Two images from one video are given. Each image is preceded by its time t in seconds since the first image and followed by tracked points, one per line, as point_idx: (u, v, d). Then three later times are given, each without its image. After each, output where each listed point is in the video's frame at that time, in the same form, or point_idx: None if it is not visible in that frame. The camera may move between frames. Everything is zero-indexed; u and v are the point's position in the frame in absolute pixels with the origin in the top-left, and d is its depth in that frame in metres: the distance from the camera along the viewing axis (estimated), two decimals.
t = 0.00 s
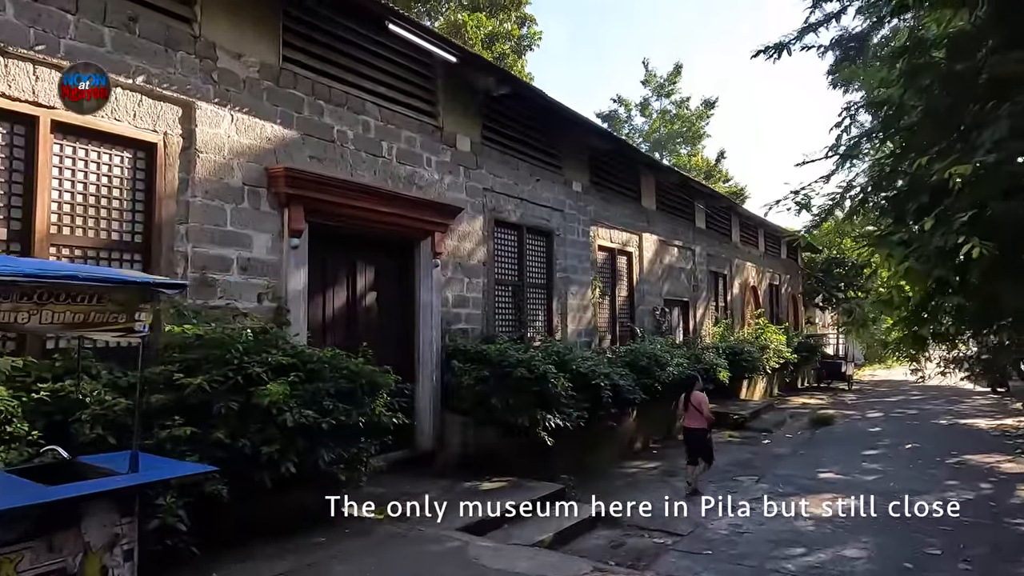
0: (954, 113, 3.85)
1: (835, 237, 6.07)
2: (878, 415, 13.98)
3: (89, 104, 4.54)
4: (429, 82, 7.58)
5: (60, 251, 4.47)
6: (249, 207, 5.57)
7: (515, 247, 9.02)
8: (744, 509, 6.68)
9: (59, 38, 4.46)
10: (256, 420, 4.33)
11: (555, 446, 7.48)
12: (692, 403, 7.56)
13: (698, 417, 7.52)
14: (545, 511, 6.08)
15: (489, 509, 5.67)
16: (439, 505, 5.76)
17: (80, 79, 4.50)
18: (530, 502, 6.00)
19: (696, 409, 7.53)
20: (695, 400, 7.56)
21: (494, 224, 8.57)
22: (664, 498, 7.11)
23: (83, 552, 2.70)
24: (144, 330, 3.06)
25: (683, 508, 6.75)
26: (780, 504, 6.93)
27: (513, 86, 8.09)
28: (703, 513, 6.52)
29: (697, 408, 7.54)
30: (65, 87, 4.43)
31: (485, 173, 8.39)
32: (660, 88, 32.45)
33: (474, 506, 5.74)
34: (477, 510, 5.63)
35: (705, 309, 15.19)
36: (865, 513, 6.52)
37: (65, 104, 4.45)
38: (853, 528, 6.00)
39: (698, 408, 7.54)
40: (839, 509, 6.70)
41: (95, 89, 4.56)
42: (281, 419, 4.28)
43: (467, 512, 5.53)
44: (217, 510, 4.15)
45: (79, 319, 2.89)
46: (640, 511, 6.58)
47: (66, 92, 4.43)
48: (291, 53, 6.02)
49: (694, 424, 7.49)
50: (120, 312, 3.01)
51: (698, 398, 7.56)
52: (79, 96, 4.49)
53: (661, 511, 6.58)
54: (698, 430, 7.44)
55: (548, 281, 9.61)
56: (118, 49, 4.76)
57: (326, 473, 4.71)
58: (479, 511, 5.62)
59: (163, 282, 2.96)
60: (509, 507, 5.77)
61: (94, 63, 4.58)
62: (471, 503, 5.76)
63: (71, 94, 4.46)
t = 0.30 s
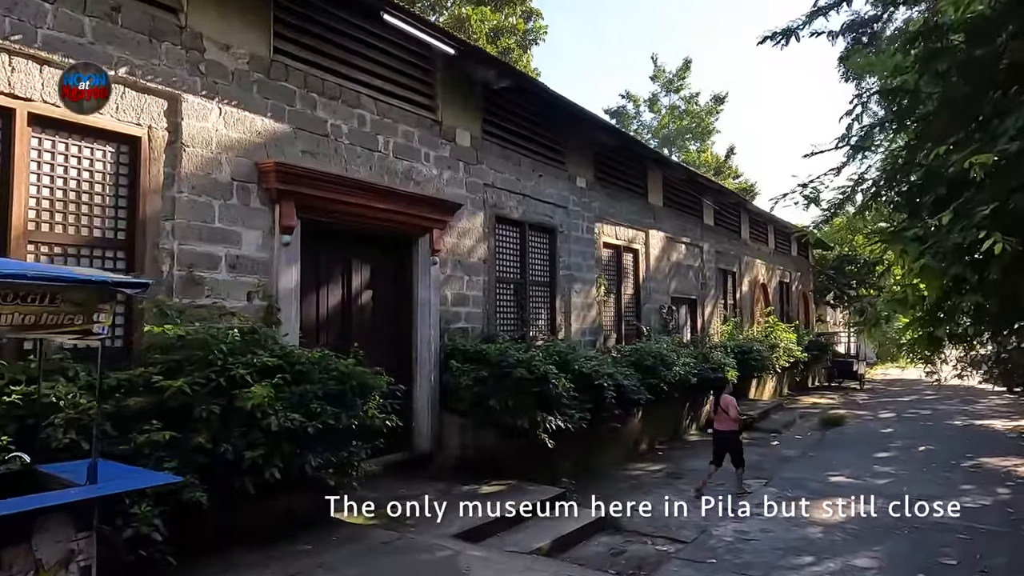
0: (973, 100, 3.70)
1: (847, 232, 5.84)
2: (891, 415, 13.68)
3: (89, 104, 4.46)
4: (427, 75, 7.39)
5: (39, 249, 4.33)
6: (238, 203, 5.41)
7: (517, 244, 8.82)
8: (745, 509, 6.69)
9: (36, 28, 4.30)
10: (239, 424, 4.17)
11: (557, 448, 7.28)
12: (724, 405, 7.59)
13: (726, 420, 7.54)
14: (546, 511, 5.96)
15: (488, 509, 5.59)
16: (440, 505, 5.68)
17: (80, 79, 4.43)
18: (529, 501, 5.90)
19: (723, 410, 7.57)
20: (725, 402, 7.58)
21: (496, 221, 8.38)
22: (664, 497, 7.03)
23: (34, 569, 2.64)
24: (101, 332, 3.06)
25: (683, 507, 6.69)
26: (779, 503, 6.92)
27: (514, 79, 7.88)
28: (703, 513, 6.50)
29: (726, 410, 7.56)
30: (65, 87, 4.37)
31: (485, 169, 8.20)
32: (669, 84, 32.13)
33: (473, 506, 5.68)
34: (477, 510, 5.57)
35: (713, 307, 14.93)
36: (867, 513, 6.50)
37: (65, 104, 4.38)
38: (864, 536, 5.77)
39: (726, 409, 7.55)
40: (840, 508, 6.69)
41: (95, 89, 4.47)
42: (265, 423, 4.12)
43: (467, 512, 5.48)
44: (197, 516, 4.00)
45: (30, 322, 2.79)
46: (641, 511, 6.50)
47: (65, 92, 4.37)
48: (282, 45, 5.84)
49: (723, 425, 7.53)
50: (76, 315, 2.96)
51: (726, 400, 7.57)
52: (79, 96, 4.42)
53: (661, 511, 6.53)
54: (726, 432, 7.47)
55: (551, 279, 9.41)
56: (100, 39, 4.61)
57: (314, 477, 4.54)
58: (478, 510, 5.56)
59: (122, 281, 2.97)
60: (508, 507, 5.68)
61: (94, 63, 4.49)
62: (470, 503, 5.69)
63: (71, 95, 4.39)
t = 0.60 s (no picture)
0: (983, 85, 3.60)
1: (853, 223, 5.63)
2: (901, 414, 13.42)
3: (89, 104, 4.46)
4: (423, 65, 7.25)
5: (16, 240, 4.22)
6: (225, 194, 5.29)
7: (516, 238, 8.67)
8: (745, 509, 6.53)
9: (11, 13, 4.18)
10: (218, 420, 4.05)
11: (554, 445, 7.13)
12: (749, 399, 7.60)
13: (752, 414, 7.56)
14: (546, 512, 5.81)
15: (489, 509, 5.45)
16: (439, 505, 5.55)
17: (80, 79, 4.43)
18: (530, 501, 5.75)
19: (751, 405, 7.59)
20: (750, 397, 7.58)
21: (494, 214, 8.23)
22: (664, 497, 6.85)
23: None
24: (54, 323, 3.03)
25: (683, 507, 6.52)
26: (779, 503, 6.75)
27: (512, 68, 7.70)
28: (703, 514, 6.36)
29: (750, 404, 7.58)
30: (65, 87, 4.36)
31: (483, 161, 8.04)
32: (677, 79, 31.83)
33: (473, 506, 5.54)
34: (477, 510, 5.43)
35: (719, 303, 14.72)
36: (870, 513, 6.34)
37: (65, 104, 4.38)
38: (869, 539, 5.58)
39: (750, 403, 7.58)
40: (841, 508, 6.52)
41: (95, 89, 4.48)
42: (245, 419, 4.00)
43: (467, 512, 5.33)
44: (173, 514, 3.88)
45: None
46: (641, 511, 6.35)
47: (65, 92, 4.36)
48: (269, 33, 5.71)
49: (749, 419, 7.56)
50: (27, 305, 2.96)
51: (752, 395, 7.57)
52: (79, 96, 4.42)
53: (662, 511, 6.37)
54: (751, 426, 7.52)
55: (552, 274, 9.25)
56: (79, 25, 4.49)
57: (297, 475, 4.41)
58: (478, 511, 5.42)
59: (72, 269, 2.96)
60: (509, 507, 5.54)
61: (94, 63, 4.49)
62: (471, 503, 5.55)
63: (70, 94, 4.38)
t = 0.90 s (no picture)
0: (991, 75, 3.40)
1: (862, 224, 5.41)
2: (917, 418, 13.11)
3: (89, 104, 4.47)
4: (421, 63, 7.13)
5: None
6: (213, 194, 5.20)
7: (518, 238, 8.52)
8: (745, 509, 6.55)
9: None
10: (196, 426, 3.95)
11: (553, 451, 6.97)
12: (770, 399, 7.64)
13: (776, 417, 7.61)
14: (542, 511, 5.74)
15: (488, 509, 5.51)
16: (439, 505, 5.58)
17: (80, 79, 4.43)
18: (528, 501, 5.78)
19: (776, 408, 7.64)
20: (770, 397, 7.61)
21: (494, 214, 8.09)
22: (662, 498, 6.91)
23: None
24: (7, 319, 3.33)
25: (683, 508, 6.51)
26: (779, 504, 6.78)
27: (512, 65, 7.57)
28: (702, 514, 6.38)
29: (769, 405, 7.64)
30: (65, 87, 4.37)
31: (483, 161, 7.91)
32: (690, 78, 31.51)
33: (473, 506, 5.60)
34: (477, 510, 5.49)
35: (730, 304, 14.48)
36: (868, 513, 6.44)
37: (65, 104, 4.38)
38: (878, 550, 5.37)
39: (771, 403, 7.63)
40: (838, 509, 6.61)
41: (95, 89, 4.48)
42: (224, 425, 3.89)
43: (467, 512, 5.42)
44: (148, 522, 3.79)
45: None
46: (640, 511, 6.40)
47: (66, 92, 4.37)
48: (260, 30, 5.62)
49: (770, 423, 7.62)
50: None
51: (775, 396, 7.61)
52: (79, 96, 4.42)
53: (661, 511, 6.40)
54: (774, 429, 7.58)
55: (555, 276, 9.10)
56: (61, 23, 4.42)
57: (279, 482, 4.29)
58: (477, 510, 5.48)
59: (26, 276, 3.18)
60: (508, 507, 5.57)
61: (95, 63, 4.50)
62: (471, 503, 5.61)
63: (71, 94, 4.39)
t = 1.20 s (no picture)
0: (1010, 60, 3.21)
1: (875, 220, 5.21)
2: (937, 422, 12.77)
3: (89, 104, 4.46)
4: (423, 60, 7.02)
5: None
6: (207, 193, 5.13)
7: (524, 237, 8.38)
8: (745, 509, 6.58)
9: None
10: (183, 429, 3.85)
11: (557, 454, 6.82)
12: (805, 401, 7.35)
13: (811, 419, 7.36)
14: (546, 512, 5.58)
15: (488, 509, 5.48)
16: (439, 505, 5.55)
17: (80, 79, 4.44)
18: (528, 501, 5.75)
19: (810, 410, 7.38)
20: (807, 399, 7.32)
21: (499, 213, 7.96)
22: (663, 498, 6.91)
23: None
24: None
25: (682, 507, 6.56)
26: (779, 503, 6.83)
27: (516, 61, 7.44)
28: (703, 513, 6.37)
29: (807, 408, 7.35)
30: (65, 87, 4.36)
31: (487, 159, 7.78)
32: (705, 76, 31.18)
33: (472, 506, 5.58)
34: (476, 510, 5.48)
35: (744, 305, 14.22)
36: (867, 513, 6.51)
37: (65, 104, 4.37)
38: (894, 561, 5.15)
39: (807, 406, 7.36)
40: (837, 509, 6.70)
41: (95, 89, 4.49)
42: (211, 428, 3.79)
43: (467, 512, 5.39)
44: (132, 526, 3.70)
45: None
46: (641, 511, 6.41)
47: (65, 92, 4.36)
48: (256, 26, 5.53)
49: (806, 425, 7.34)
50: None
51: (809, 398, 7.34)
52: (79, 96, 4.42)
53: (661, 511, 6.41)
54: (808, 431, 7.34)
55: (562, 276, 8.95)
56: (50, 19, 4.36)
57: (269, 487, 4.19)
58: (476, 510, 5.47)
59: None
60: (508, 507, 5.55)
61: (94, 63, 4.50)
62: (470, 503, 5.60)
63: (71, 94, 4.38)
